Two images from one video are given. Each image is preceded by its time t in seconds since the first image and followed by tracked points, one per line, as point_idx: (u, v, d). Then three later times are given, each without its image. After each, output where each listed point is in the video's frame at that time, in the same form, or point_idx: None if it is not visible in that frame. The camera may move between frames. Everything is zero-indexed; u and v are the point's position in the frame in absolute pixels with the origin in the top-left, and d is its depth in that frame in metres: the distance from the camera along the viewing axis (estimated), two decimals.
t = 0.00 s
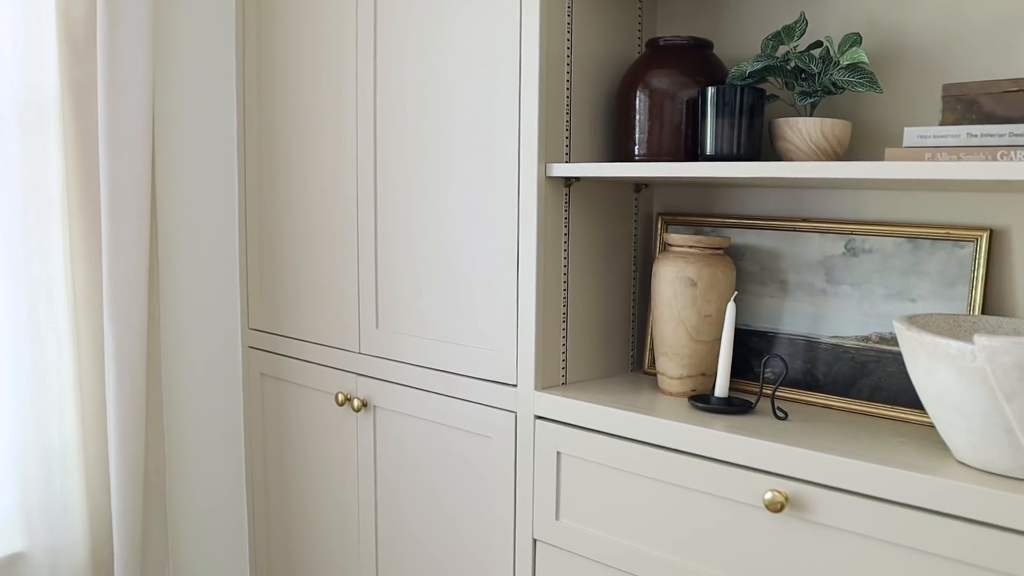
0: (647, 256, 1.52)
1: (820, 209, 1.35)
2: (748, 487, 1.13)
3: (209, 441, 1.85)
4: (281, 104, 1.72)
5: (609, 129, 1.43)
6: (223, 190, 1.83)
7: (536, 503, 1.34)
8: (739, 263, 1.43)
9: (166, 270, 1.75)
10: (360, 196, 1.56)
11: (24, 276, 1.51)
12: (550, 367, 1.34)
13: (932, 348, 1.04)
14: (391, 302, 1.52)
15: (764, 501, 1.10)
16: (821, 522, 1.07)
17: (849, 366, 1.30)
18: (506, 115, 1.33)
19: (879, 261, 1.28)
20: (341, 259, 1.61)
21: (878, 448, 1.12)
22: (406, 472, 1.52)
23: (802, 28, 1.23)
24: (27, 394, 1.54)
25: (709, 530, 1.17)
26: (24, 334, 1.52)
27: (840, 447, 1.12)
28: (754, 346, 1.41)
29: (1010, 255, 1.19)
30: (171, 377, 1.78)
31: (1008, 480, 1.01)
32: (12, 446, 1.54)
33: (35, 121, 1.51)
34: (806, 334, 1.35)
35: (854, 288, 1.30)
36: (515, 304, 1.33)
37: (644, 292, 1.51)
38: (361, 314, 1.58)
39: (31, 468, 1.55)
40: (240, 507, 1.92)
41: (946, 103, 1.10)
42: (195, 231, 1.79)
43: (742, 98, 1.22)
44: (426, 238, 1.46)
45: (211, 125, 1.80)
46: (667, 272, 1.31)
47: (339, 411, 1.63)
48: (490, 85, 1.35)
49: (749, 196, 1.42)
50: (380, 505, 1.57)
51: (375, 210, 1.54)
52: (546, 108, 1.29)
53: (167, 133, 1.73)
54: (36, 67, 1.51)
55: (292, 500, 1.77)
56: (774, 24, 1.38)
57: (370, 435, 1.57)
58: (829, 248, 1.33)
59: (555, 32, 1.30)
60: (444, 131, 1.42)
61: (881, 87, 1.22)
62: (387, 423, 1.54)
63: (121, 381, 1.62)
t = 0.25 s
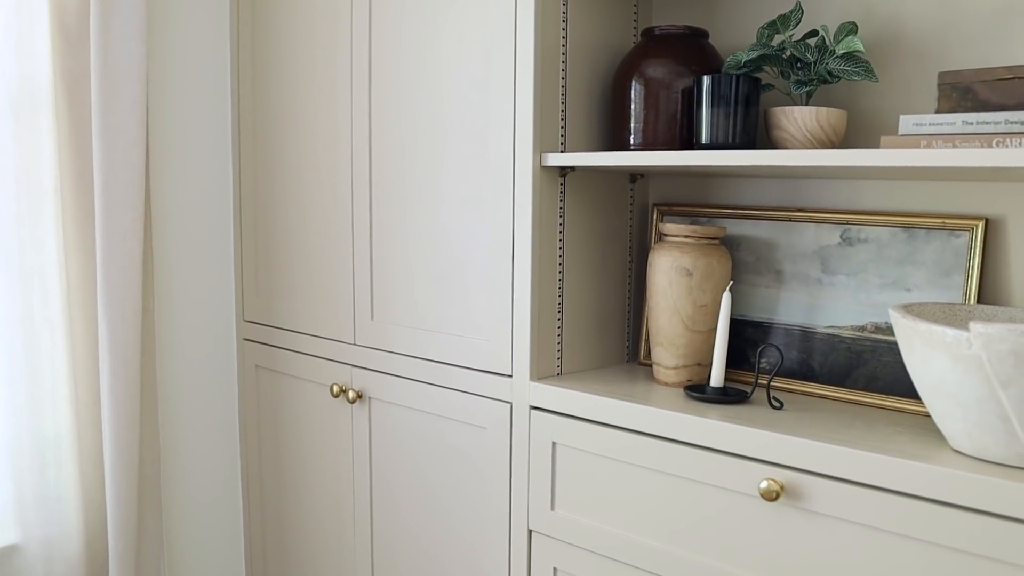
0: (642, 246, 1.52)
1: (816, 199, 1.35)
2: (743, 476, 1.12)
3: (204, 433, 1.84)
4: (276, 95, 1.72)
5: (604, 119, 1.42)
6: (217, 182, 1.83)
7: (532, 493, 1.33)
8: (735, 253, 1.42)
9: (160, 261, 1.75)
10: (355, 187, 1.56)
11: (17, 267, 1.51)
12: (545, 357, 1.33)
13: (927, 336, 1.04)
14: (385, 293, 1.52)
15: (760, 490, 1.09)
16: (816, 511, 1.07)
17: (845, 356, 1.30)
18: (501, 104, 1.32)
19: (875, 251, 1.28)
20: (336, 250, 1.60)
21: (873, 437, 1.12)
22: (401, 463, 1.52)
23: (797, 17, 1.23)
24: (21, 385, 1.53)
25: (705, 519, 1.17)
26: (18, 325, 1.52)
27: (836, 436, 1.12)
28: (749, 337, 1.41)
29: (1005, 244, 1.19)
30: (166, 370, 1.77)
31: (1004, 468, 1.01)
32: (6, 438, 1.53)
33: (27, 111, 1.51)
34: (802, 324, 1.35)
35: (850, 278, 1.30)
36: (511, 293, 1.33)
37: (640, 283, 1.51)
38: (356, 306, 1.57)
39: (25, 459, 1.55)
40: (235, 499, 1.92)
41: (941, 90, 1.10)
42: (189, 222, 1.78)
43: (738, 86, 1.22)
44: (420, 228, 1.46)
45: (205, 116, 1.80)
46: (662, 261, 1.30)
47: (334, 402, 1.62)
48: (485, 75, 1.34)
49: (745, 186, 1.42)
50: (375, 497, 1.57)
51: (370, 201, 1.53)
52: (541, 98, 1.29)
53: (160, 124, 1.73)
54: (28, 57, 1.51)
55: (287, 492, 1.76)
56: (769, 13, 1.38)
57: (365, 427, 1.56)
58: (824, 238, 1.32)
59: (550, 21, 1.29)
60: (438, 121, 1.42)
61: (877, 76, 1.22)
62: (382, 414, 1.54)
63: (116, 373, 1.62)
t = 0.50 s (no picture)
0: (641, 237, 1.51)
1: (815, 189, 1.35)
2: (742, 465, 1.12)
3: (202, 425, 1.84)
4: (273, 86, 1.71)
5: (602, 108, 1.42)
6: (214, 174, 1.82)
7: (530, 484, 1.33)
8: (733, 244, 1.42)
9: (158, 252, 1.74)
10: (353, 178, 1.56)
11: (14, 257, 1.50)
12: (543, 347, 1.33)
13: (926, 324, 1.03)
14: (383, 284, 1.52)
15: (759, 479, 1.09)
16: (815, 499, 1.07)
17: (843, 346, 1.30)
18: (499, 93, 1.32)
19: (873, 240, 1.27)
20: (333, 241, 1.60)
21: (872, 426, 1.12)
22: (400, 454, 1.51)
23: (796, 6, 1.22)
24: (18, 376, 1.53)
25: (703, 508, 1.17)
26: (15, 315, 1.52)
27: (834, 425, 1.12)
28: (748, 327, 1.40)
29: (1004, 233, 1.19)
30: (163, 362, 1.77)
31: (1003, 456, 1.01)
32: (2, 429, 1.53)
33: (23, 100, 1.50)
34: (800, 314, 1.35)
35: (849, 268, 1.30)
36: (509, 283, 1.33)
37: (638, 273, 1.51)
38: (353, 297, 1.57)
39: (22, 450, 1.55)
40: (234, 491, 1.92)
41: (940, 78, 1.10)
42: (186, 214, 1.78)
43: (736, 75, 1.21)
44: (418, 218, 1.45)
45: (202, 107, 1.79)
46: (661, 251, 1.30)
47: (332, 394, 1.62)
48: (483, 64, 1.34)
49: (743, 176, 1.42)
50: (373, 488, 1.57)
51: (368, 192, 1.53)
52: (539, 87, 1.28)
53: (157, 115, 1.72)
54: (24, 46, 1.50)
55: (285, 484, 1.76)
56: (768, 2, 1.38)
57: (363, 418, 1.56)
58: (823, 228, 1.32)
59: (548, 9, 1.29)
60: (436, 110, 1.41)
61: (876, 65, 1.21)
62: (380, 405, 1.53)
63: (113, 364, 1.61)
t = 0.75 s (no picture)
0: (639, 227, 1.51)
1: (813, 179, 1.34)
2: (740, 454, 1.12)
3: (201, 417, 1.84)
4: (271, 77, 1.71)
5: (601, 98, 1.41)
6: (212, 166, 1.82)
7: (529, 474, 1.33)
8: (732, 234, 1.42)
9: (156, 244, 1.74)
10: (351, 169, 1.55)
11: (12, 249, 1.50)
12: (542, 337, 1.33)
13: (925, 313, 1.03)
14: (382, 275, 1.52)
15: (757, 468, 1.09)
16: (813, 488, 1.07)
17: (842, 336, 1.30)
18: (497, 84, 1.31)
19: (872, 230, 1.27)
20: (332, 232, 1.60)
21: (871, 415, 1.12)
22: (398, 446, 1.51)
23: None
24: (16, 368, 1.53)
25: (701, 498, 1.17)
26: (13, 307, 1.52)
27: (833, 414, 1.12)
28: (747, 317, 1.40)
29: (1003, 222, 1.18)
30: (161, 354, 1.77)
31: (1001, 445, 1.01)
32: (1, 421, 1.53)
33: (20, 91, 1.50)
34: (799, 304, 1.35)
35: (847, 258, 1.30)
36: (507, 274, 1.32)
37: (637, 264, 1.50)
38: (352, 288, 1.57)
39: (20, 442, 1.55)
40: (233, 484, 1.92)
41: (939, 66, 1.09)
42: (184, 207, 1.78)
43: (734, 64, 1.21)
44: (416, 208, 1.45)
45: (200, 99, 1.79)
46: (659, 241, 1.30)
47: (331, 385, 1.62)
48: (481, 54, 1.33)
49: (742, 166, 1.41)
50: (372, 479, 1.57)
51: (366, 183, 1.53)
52: (537, 77, 1.28)
53: (155, 107, 1.72)
54: (21, 37, 1.50)
55: (284, 476, 1.76)
56: None
57: (362, 410, 1.56)
58: (822, 218, 1.32)
59: None
60: (435, 101, 1.41)
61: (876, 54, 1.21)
62: (379, 396, 1.53)
63: (111, 356, 1.61)
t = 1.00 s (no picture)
0: (638, 220, 1.51)
1: (812, 171, 1.34)
2: (739, 445, 1.12)
3: (199, 411, 1.84)
4: (270, 70, 1.70)
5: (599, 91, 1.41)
6: (210, 159, 1.81)
7: (527, 466, 1.33)
8: (730, 226, 1.42)
9: (155, 238, 1.74)
10: (349, 162, 1.55)
11: (10, 242, 1.50)
12: (540, 330, 1.33)
13: (923, 303, 1.03)
14: (380, 268, 1.51)
15: (755, 460, 1.09)
16: (811, 479, 1.07)
17: (841, 328, 1.29)
18: (495, 75, 1.31)
19: (871, 222, 1.27)
20: (331, 225, 1.60)
21: (869, 407, 1.11)
22: (397, 438, 1.51)
23: None
24: (15, 361, 1.53)
25: (700, 489, 1.17)
26: (11, 300, 1.51)
27: (831, 405, 1.12)
28: (745, 309, 1.40)
29: (1002, 214, 1.18)
30: (160, 348, 1.77)
31: (1000, 435, 1.01)
32: None
33: (18, 83, 1.50)
34: (798, 296, 1.35)
35: (846, 250, 1.29)
36: (506, 266, 1.32)
37: (635, 257, 1.50)
38: (350, 281, 1.57)
39: (19, 435, 1.55)
40: (232, 478, 1.92)
41: (938, 57, 1.09)
42: (182, 201, 1.77)
43: (733, 56, 1.21)
44: (414, 201, 1.45)
45: (198, 93, 1.79)
46: (658, 233, 1.30)
47: (329, 379, 1.62)
48: (480, 46, 1.33)
49: (741, 158, 1.41)
50: (371, 472, 1.57)
51: (365, 176, 1.53)
52: (535, 68, 1.28)
53: (153, 100, 1.72)
54: (18, 29, 1.50)
55: (283, 470, 1.76)
56: None
57: (361, 403, 1.56)
58: (821, 210, 1.32)
59: None
60: (433, 93, 1.41)
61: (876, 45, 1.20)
62: (377, 389, 1.53)
63: (110, 350, 1.61)
